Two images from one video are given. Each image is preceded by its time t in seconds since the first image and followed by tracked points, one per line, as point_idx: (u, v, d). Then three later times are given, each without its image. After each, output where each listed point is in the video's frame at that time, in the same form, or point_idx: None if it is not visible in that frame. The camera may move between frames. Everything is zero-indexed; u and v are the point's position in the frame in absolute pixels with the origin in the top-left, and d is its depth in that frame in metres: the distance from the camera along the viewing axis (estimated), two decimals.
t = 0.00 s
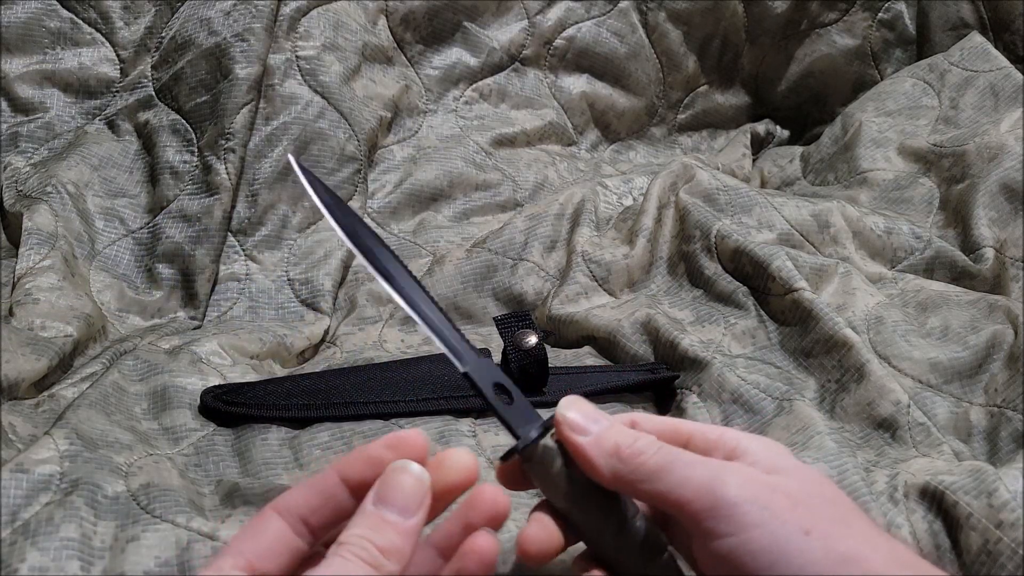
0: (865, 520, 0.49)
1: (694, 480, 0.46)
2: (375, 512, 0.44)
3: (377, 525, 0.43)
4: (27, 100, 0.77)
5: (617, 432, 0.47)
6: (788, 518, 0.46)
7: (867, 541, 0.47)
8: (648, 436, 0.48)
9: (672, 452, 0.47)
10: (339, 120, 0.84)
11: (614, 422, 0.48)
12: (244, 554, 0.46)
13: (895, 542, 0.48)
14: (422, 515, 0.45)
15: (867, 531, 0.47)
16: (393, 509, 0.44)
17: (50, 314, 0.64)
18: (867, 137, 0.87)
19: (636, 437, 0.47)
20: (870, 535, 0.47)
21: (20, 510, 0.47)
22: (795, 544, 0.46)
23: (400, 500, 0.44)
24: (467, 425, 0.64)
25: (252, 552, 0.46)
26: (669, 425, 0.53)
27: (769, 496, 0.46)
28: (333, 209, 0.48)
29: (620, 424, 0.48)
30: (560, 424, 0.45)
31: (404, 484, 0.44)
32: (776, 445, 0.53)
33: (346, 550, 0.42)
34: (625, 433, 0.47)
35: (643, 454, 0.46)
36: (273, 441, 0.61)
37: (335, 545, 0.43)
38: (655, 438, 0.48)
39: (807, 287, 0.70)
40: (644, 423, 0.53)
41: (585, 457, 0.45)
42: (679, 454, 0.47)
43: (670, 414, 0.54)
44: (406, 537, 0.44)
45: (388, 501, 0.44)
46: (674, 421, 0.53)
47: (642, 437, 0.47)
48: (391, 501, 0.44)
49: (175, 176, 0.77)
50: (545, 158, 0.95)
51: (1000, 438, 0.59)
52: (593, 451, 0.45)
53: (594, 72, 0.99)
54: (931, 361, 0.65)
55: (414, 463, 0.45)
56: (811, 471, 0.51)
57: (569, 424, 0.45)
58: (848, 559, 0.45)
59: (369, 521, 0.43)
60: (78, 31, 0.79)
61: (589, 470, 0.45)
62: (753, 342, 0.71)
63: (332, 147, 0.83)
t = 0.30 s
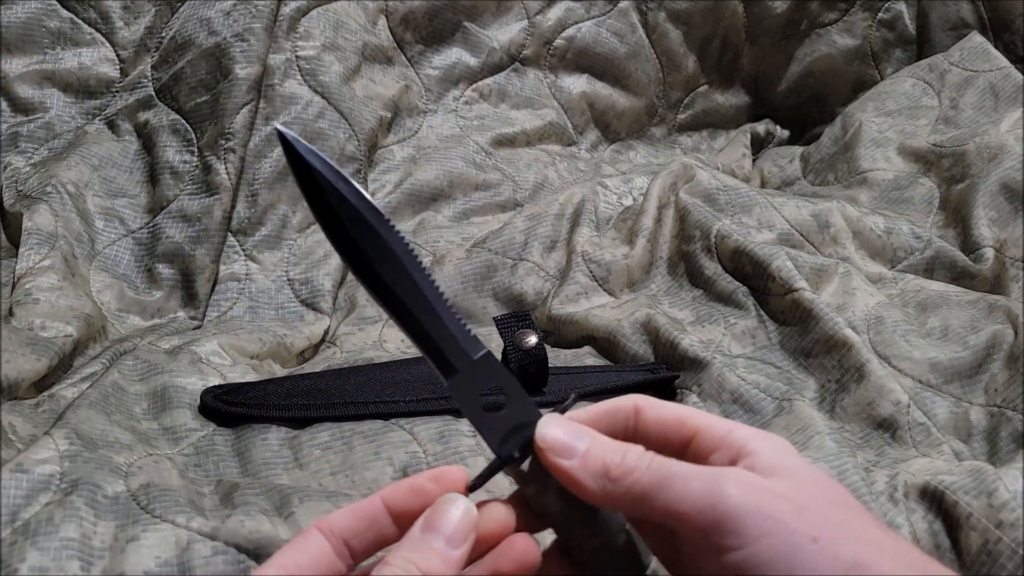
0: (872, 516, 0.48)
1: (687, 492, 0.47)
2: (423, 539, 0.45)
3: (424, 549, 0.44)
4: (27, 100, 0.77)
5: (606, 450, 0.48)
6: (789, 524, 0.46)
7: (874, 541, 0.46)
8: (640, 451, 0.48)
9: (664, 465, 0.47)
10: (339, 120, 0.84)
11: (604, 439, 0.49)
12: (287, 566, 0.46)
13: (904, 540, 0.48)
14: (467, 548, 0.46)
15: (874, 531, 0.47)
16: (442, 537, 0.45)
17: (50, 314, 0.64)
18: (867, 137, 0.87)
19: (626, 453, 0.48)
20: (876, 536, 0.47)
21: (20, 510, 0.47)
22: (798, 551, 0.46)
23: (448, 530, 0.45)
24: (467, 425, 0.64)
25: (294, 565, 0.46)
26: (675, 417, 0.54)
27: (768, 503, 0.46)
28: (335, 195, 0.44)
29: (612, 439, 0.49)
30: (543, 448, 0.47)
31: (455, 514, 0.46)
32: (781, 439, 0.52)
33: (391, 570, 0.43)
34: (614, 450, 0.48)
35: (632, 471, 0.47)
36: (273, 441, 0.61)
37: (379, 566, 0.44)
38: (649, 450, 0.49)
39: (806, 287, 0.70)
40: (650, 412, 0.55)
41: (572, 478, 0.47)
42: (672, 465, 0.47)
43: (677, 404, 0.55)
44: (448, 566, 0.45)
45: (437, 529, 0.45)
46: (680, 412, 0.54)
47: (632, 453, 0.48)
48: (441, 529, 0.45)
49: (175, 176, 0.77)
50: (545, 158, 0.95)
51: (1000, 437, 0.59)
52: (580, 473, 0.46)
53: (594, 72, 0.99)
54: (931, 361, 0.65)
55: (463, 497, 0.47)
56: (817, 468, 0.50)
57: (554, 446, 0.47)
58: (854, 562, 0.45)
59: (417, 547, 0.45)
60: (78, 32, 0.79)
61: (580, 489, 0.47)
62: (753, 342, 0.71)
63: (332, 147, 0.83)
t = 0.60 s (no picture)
0: (873, 520, 0.47)
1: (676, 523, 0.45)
2: (411, 519, 0.44)
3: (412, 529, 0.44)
4: (27, 100, 0.77)
5: (593, 481, 0.47)
6: (780, 546, 0.44)
7: (875, 561, 0.44)
8: (627, 482, 0.47)
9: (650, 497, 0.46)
10: (339, 121, 0.84)
11: (591, 470, 0.47)
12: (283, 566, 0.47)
13: (907, 543, 0.46)
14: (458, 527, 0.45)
15: (874, 541, 0.46)
16: (430, 517, 0.44)
17: (50, 314, 0.64)
18: (867, 137, 0.87)
19: (613, 486, 0.47)
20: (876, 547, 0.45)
21: (20, 510, 0.47)
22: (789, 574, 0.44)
23: (436, 509, 0.44)
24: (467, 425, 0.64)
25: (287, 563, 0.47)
26: (663, 416, 0.54)
27: (760, 527, 0.45)
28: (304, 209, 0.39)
29: (599, 470, 0.48)
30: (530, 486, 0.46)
31: (444, 493, 0.45)
32: (777, 443, 0.50)
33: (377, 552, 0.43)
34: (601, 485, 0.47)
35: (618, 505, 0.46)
36: (273, 441, 0.61)
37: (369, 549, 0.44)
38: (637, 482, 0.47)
39: (806, 287, 0.70)
40: (635, 411, 0.54)
41: (561, 512, 0.46)
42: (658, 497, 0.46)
43: (665, 402, 0.54)
44: (436, 546, 0.44)
45: (428, 509, 0.45)
46: (668, 411, 0.54)
47: (620, 485, 0.47)
48: (429, 509, 0.44)
49: (175, 176, 0.77)
50: (545, 158, 0.95)
51: (1000, 437, 0.59)
52: (567, 507, 0.46)
53: (594, 72, 0.99)
54: (931, 361, 0.65)
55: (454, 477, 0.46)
56: (816, 474, 0.49)
57: (545, 473, 0.45)
58: None
59: (404, 527, 0.44)
60: (78, 32, 0.79)
61: (570, 522, 0.47)
62: (753, 342, 0.71)
63: (332, 147, 0.83)
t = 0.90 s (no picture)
0: (877, 519, 0.47)
1: (677, 524, 0.45)
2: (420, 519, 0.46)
3: (421, 526, 0.45)
4: (27, 100, 0.77)
5: (596, 478, 0.47)
6: (780, 550, 0.44)
7: (874, 563, 0.45)
8: (632, 476, 0.47)
9: (654, 493, 0.46)
10: (339, 121, 0.84)
11: (596, 466, 0.47)
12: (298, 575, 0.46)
13: (909, 541, 0.46)
14: (467, 531, 0.46)
15: (875, 543, 0.45)
16: (440, 516, 0.46)
17: (50, 314, 0.64)
18: (867, 137, 0.87)
19: (617, 483, 0.47)
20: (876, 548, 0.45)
21: (20, 510, 0.47)
22: None
23: (448, 511, 0.46)
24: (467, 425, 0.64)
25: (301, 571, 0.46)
26: (664, 410, 0.54)
27: (760, 530, 0.45)
28: (242, 281, 0.38)
29: (604, 465, 0.48)
30: (532, 484, 0.47)
31: (456, 499, 0.46)
32: (783, 438, 0.50)
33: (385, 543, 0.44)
34: (604, 482, 0.47)
35: (621, 504, 0.46)
36: (273, 441, 0.61)
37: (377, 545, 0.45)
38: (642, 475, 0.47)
39: (806, 287, 0.70)
40: (634, 406, 0.54)
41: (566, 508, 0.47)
42: (662, 495, 0.46)
43: (665, 394, 0.54)
44: (443, 545, 0.45)
45: (438, 511, 0.46)
46: (668, 405, 0.54)
47: (624, 482, 0.47)
48: (440, 509, 0.46)
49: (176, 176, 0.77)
50: (545, 158, 0.95)
51: (1000, 437, 0.59)
52: (570, 505, 0.47)
53: (594, 72, 0.99)
54: (931, 361, 0.65)
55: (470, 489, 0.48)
56: (822, 471, 0.48)
57: (547, 472, 0.47)
58: None
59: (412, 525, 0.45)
60: (78, 32, 0.80)
61: (575, 515, 0.48)
62: (753, 342, 0.71)
63: (332, 147, 0.83)
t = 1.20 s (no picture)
0: (867, 535, 0.46)
1: (659, 530, 0.46)
2: (434, 533, 0.46)
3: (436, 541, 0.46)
4: (27, 100, 0.77)
5: (587, 476, 0.47)
6: (757, 565, 0.44)
7: None
8: (622, 476, 0.47)
9: (640, 496, 0.46)
10: (339, 121, 0.84)
11: (588, 463, 0.48)
12: None
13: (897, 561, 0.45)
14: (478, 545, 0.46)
15: (860, 560, 0.45)
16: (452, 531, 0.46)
17: (50, 314, 0.64)
18: (867, 137, 0.87)
19: (607, 484, 0.47)
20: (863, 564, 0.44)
21: (20, 510, 0.47)
22: None
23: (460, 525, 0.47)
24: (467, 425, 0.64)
25: None
26: (655, 406, 0.54)
27: (740, 544, 0.45)
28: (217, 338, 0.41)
29: (597, 463, 0.48)
30: (524, 477, 0.48)
31: (468, 513, 0.47)
32: (776, 443, 0.49)
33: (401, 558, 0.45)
34: (595, 481, 0.47)
35: (607, 505, 0.47)
36: (274, 441, 0.61)
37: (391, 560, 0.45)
38: (634, 477, 0.47)
39: (806, 287, 0.70)
40: (625, 404, 0.55)
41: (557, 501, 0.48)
42: (648, 501, 0.46)
43: (656, 392, 0.54)
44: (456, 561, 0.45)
45: (451, 525, 0.47)
46: (660, 403, 0.54)
47: (612, 483, 0.47)
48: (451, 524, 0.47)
49: (175, 176, 0.77)
50: (545, 158, 0.95)
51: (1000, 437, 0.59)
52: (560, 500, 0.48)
53: (594, 72, 0.99)
54: (931, 361, 0.65)
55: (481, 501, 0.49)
56: (813, 481, 0.47)
57: (539, 467, 0.47)
58: None
59: (427, 539, 0.46)
60: (78, 32, 0.79)
61: (567, 509, 0.49)
62: (753, 342, 0.71)
63: (332, 147, 0.83)
